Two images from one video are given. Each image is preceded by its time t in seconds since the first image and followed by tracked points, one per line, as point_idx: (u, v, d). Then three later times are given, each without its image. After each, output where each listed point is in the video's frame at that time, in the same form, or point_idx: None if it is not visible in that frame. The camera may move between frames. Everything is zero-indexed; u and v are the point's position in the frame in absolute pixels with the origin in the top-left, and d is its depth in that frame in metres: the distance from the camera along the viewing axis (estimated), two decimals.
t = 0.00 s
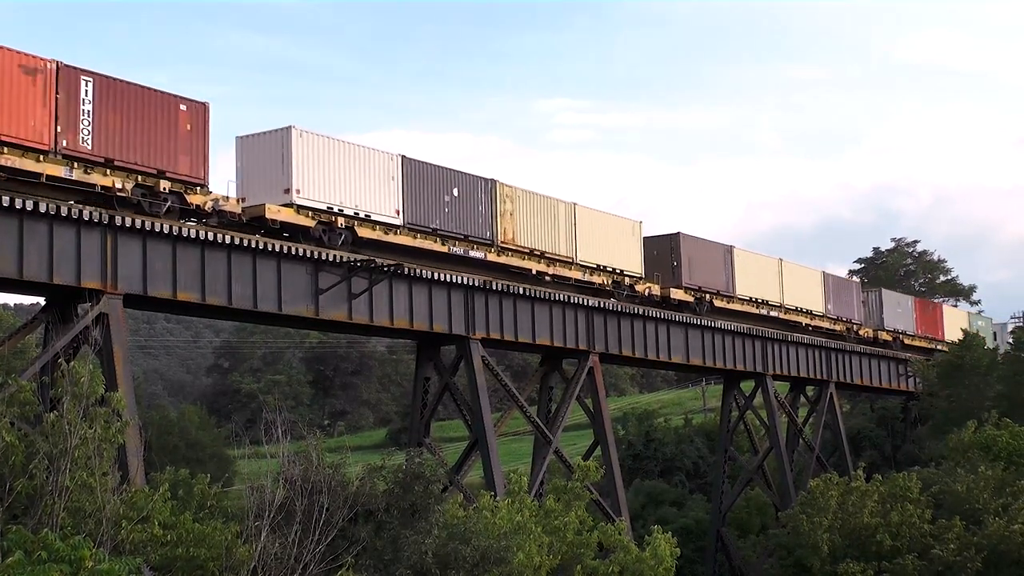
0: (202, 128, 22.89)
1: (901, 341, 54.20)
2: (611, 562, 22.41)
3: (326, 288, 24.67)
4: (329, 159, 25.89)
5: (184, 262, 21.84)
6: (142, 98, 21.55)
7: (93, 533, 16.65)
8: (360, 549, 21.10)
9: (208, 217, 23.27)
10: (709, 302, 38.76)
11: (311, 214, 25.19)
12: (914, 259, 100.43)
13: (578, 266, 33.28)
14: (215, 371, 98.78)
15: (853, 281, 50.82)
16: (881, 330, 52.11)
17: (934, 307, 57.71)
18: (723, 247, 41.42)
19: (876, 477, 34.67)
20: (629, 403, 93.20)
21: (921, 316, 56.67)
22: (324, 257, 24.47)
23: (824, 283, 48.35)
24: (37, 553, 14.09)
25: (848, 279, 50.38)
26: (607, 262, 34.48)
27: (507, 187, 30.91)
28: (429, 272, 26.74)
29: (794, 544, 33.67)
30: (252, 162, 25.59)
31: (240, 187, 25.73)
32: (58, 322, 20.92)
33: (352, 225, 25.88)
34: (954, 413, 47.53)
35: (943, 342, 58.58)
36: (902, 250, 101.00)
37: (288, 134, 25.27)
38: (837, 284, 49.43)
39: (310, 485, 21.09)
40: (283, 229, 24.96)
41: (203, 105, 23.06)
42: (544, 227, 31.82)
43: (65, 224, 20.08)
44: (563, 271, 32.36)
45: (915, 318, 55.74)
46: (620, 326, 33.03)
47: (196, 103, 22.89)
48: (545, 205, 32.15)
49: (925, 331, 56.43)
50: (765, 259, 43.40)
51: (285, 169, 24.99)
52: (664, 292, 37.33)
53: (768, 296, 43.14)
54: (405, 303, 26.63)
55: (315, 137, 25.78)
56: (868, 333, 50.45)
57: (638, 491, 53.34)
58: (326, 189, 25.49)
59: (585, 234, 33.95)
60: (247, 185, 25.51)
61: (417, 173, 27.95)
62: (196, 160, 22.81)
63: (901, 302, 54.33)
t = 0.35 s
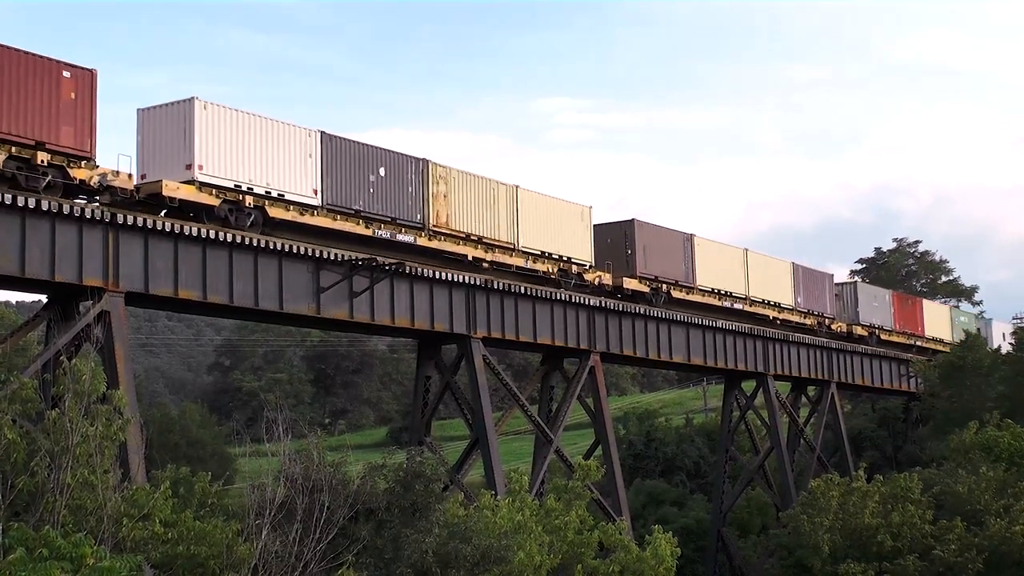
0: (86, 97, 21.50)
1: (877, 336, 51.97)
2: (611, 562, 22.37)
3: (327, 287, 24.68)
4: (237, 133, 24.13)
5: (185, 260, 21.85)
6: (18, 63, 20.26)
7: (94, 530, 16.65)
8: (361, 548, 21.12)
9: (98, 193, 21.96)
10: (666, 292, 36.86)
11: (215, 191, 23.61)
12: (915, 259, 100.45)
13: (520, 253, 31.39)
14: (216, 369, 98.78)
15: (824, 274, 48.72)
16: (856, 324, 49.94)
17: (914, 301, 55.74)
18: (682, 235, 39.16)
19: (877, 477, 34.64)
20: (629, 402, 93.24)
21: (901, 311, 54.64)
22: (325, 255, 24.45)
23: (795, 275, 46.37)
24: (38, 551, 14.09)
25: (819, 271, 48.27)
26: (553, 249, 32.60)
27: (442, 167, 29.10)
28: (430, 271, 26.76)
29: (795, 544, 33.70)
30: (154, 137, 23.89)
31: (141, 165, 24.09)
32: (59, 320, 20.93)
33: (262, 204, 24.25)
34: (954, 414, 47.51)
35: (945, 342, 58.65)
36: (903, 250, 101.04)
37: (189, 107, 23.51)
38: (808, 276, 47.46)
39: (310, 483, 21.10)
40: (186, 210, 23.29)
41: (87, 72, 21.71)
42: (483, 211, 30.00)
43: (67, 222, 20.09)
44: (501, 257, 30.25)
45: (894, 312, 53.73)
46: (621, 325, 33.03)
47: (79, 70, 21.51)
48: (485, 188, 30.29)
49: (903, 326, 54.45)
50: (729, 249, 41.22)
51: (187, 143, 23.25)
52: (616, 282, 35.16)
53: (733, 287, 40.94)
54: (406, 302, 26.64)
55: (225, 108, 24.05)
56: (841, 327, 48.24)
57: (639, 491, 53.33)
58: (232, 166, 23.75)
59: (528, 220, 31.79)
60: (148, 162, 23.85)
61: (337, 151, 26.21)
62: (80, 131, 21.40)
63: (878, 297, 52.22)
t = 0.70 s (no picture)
0: None
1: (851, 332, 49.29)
2: (612, 562, 22.27)
3: (330, 285, 24.67)
4: (131, 101, 21.40)
5: (188, 258, 21.84)
6: None
7: (95, 528, 16.61)
8: (362, 547, 21.11)
9: None
10: (621, 283, 33.92)
11: (103, 164, 20.90)
12: (918, 259, 100.39)
13: (456, 237, 28.67)
14: (218, 367, 98.78)
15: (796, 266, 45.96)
16: (828, 318, 47.31)
17: (892, 295, 52.92)
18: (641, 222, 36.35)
19: (879, 478, 34.57)
20: (632, 402, 93.23)
21: (879, 305, 51.84)
22: (328, 253, 24.43)
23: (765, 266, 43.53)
24: (38, 549, 14.06)
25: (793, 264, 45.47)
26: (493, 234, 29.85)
27: (364, 143, 26.39)
28: (433, 270, 26.71)
29: (796, 545, 33.70)
30: (38, 104, 21.07)
31: (24, 135, 21.33)
32: (61, 317, 20.94)
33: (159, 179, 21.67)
34: (956, 415, 47.47)
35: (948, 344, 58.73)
36: (906, 251, 101.01)
37: (74, 73, 20.58)
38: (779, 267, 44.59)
39: (311, 482, 21.10)
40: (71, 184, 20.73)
41: None
42: (411, 191, 27.34)
43: (70, 220, 20.07)
44: (433, 242, 27.73)
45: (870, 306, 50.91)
46: (624, 325, 33.00)
47: None
48: (413, 165, 27.57)
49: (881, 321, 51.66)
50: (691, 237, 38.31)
51: (71, 111, 20.44)
52: (564, 270, 32.36)
53: (697, 278, 38.14)
54: (409, 301, 26.61)
55: (116, 76, 21.17)
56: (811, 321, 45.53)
57: (641, 490, 53.30)
58: (125, 136, 21.07)
59: (463, 202, 29.06)
60: (31, 131, 21.07)
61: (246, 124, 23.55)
62: None
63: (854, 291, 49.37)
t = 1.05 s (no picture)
0: None
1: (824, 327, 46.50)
2: (613, 562, 22.22)
3: (330, 286, 24.65)
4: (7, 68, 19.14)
5: (188, 258, 21.81)
6: None
7: (95, 528, 16.59)
8: (362, 547, 21.09)
9: None
10: (566, 272, 31.34)
11: None
12: (918, 260, 100.35)
13: (381, 222, 26.21)
14: (219, 367, 98.78)
15: (765, 258, 43.32)
16: (799, 312, 44.48)
17: (866, 288, 50.21)
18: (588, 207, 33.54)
19: (880, 478, 34.51)
20: (632, 403, 93.22)
21: (852, 299, 49.14)
22: (329, 253, 24.41)
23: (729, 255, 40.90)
24: (38, 549, 14.03)
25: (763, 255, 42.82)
26: (424, 218, 27.38)
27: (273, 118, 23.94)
28: (433, 270, 26.69)
29: (797, 545, 33.70)
30: None
31: None
32: (62, 317, 20.92)
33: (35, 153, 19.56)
34: (957, 415, 47.45)
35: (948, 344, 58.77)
36: (907, 252, 100.88)
37: None
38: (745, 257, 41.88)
39: (312, 482, 21.09)
40: None
41: None
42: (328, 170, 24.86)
43: (70, 220, 20.05)
44: (355, 226, 25.31)
45: (842, 299, 48.14)
46: (625, 326, 32.99)
47: None
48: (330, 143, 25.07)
49: (854, 315, 48.95)
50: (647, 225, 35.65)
51: None
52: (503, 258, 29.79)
53: (655, 269, 35.54)
54: (410, 301, 26.60)
55: None
56: (779, 314, 42.84)
57: (641, 491, 53.27)
58: None
59: (389, 184, 26.57)
60: None
61: (140, 95, 21.23)
62: None
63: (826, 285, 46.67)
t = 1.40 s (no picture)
0: None
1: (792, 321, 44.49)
2: (613, 562, 22.21)
3: (329, 288, 24.66)
4: None
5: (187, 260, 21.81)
6: None
7: (94, 531, 16.59)
8: (362, 549, 21.07)
9: None
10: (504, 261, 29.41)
11: None
12: (917, 261, 100.40)
13: (292, 205, 24.22)
14: (217, 369, 98.74)
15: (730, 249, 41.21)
16: (762, 305, 42.39)
17: (834, 282, 48.29)
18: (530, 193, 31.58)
19: (879, 479, 34.51)
20: (632, 404, 93.22)
21: (820, 293, 47.09)
22: (327, 255, 24.42)
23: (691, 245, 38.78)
24: (37, 552, 14.02)
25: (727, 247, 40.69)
26: (341, 202, 25.44)
27: (167, 92, 21.92)
28: (431, 272, 26.68)
29: (796, 546, 33.72)
30: None
31: None
32: (60, 320, 20.90)
33: None
34: (956, 415, 47.46)
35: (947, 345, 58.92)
36: (905, 252, 101.00)
37: None
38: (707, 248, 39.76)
39: (311, 484, 21.08)
40: None
41: None
42: (230, 148, 22.88)
43: (69, 222, 20.05)
44: (262, 209, 23.33)
45: (808, 293, 46.03)
46: (623, 326, 33.00)
47: None
48: (233, 118, 23.05)
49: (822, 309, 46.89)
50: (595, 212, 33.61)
51: None
52: (433, 245, 27.86)
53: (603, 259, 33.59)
54: (408, 303, 26.59)
55: None
56: (739, 308, 40.58)
57: (641, 492, 53.29)
58: None
59: (302, 164, 24.58)
60: None
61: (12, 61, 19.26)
62: None
63: (792, 278, 44.65)
